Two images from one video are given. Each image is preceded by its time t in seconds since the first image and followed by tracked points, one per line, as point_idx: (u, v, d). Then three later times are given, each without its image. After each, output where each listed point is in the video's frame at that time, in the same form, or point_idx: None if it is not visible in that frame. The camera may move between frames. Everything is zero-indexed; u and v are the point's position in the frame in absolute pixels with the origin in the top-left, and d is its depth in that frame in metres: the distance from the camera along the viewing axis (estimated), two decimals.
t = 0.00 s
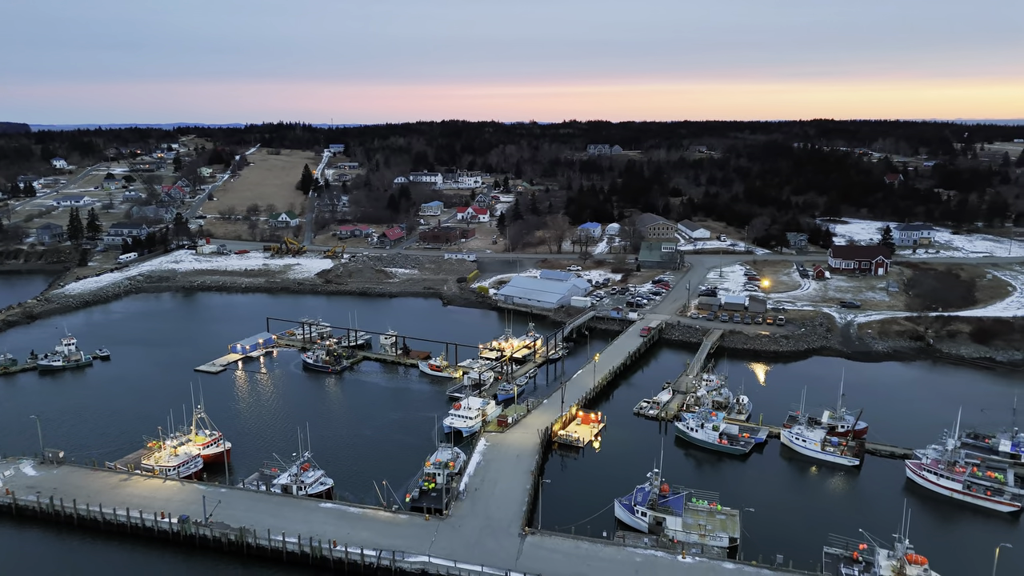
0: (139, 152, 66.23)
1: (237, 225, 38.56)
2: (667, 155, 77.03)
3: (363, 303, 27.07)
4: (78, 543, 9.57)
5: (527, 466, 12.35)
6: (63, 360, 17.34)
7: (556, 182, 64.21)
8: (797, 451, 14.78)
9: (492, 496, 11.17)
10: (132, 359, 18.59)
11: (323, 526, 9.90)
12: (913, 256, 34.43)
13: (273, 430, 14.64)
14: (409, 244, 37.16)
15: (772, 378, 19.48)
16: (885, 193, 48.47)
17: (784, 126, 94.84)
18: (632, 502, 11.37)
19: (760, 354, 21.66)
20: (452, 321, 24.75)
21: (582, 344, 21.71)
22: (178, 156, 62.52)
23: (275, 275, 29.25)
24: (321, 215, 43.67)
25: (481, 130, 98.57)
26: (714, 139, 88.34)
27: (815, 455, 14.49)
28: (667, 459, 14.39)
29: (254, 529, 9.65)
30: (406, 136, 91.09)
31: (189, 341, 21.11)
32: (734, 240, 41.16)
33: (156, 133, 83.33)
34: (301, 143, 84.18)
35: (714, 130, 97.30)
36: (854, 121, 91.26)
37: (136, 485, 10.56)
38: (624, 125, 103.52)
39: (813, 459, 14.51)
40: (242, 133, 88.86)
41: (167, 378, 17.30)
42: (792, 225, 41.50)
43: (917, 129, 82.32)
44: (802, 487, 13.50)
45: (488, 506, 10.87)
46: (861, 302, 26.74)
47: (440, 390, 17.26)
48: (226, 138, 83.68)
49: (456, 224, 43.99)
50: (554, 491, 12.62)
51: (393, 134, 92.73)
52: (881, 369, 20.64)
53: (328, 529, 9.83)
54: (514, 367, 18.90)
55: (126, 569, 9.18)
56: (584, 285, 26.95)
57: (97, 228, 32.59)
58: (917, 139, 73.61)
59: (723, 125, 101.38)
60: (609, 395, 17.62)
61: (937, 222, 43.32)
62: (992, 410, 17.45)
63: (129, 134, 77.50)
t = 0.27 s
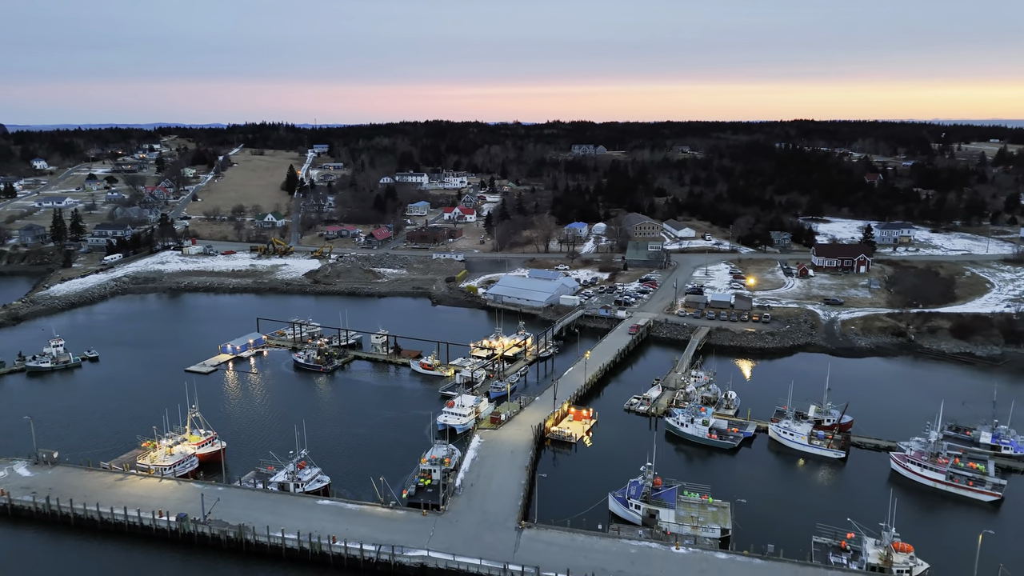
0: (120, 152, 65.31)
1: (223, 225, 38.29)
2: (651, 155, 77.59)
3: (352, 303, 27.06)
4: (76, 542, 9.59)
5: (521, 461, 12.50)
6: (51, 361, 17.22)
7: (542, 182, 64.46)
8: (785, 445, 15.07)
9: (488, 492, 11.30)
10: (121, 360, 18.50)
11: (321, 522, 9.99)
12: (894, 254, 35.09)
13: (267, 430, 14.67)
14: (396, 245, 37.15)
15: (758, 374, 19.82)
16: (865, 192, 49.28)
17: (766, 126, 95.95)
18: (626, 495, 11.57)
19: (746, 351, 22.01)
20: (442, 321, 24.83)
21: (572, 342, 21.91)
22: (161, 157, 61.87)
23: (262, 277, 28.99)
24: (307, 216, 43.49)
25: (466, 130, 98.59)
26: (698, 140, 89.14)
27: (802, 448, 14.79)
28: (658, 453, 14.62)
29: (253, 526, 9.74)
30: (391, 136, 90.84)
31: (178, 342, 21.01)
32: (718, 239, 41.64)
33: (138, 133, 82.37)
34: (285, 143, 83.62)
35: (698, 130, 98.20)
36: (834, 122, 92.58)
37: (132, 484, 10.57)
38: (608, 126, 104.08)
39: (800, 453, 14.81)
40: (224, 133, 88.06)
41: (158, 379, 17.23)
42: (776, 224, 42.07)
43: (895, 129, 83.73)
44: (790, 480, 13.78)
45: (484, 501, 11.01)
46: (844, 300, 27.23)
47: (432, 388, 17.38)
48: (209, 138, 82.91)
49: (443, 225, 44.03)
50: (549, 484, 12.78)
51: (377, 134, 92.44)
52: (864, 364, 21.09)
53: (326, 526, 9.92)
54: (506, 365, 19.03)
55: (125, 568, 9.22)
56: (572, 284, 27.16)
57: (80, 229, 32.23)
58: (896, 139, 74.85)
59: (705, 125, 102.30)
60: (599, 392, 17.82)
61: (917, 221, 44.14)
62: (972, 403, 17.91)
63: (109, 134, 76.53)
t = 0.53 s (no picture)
0: (102, 152, 64.52)
1: (210, 226, 38.02)
2: (636, 155, 78.10)
3: (342, 303, 27.04)
4: (75, 541, 9.60)
5: (516, 457, 12.65)
6: (41, 362, 17.16)
7: (529, 182, 64.65)
8: (774, 439, 15.36)
9: (484, 487, 11.43)
10: (112, 362, 18.42)
11: (320, 518, 10.08)
12: (876, 252, 35.70)
13: (262, 429, 14.71)
14: (385, 244, 37.13)
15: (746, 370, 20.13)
16: (848, 191, 50.01)
17: (749, 126, 96.94)
18: (620, 489, 11.80)
19: (734, 348, 22.33)
20: (432, 320, 24.91)
21: (563, 340, 22.09)
22: (144, 157, 61.24)
23: (251, 277, 28.89)
24: (294, 216, 43.29)
25: (452, 131, 98.55)
26: (682, 140, 89.87)
27: (791, 442, 15.09)
28: (651, 447, 14.83)
29: (252, 523, 9.81)
30: (376, 136, 90.57)
31: (168, 343, 20.92)
32: (704, 238, 42.08)
33: (119, 134, 81.41)
34: (269, 144, 83.03)
35: (682, 130, 98.97)
36: (816, 122, 93.77)
37: (129, 483, 10.59)
38: (593, 126, 104.57)
39: (789, 447, 15.11)
40: (208, 133, 87.26)
41: (149, 380, 17.18)
42: (761, 224, 42.61)
43: (875, 130, 84.98)
44: (780, 472, 14.05)
45: (481, 496, 11.14)
46: (828, 297, 27.70)
47: (424, 387, 17.48)
48: (192, 138, 82.14)
49: (430, 225, 44.06)
50: (544, 479, 12.93)
51: (362, 134, 92.12)
52: (849, 360, 21.49)
53: (325, 522, 10.01)
54: (497, 363, 19.15)
55: (125, 566, 9.25)
56: (562, 283, 27.37)
57: (65, 230, 31.91)
58: (876, 139, 75.98)
59: (689, 126, 103.11)
60: (591, 388, 18.01)
61: (898, 219, 44.89)
62: (954, 397, 18.35)
63: (91, 134, 75.60)
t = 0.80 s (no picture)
0: (86, 153, 63.82)
1: (198, 227, 37.77)
2: (623, 156, 78.51)
3: (333, 302, 27.02)
4: (74, 540, 9.62)
5: (512, 453, 12.78)
6: (32, 363, 17.11)
7: (517, 182, 64.80)
8: (764, 433, 15.63)
9: (482, 482, 11.56)
10: (104, 362, 18.35)
11: (320, 514, 10.17)
12: (860, 251, 36.26)
13: (258, 428, 14.77)
14: (374, 244, 37.10)
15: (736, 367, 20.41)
16: (832, 191, 50.66)
17: (734, 126, 97.79)
18: (615, 483, 11.96)
19: (723, 345, 22.63)
20: (424, 319, 24.99)
21: (554, 339, 22.27)
22: (129, 157, 60.63)
23: (241, 277, 28.77)
24: (283, 216, 43.08)
25: (439, 131, 98.44)
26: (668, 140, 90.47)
27: (780, 436, 15.36)
28: (644, 442, 15.02)
29: (253, 520, 9.87)
30: (363, 136, 90.29)
31: (159, 343, 20.83)
32: (692, 237, 42.46)
33: (103, 134, 80.50)
34: (255, 144, 82.45)
35: (668, 130, 99.64)
36: (800, 122, 94.81)
37: (128, 482, 10.62)
38: (579, 126, 104.98)
39: (779, 441, 15.38)
40: (193, 133, 86.54)
41: (142, 380, 17.13)
42: (747, 223, 43.07)
43: (858, 130, 86.07)
44: (770, 464, 14.32)
45: (479, 491, 11.27)
46: (815, 295, 28.12)
47: (418, 385, 17.58)
48: (177, 139, 81.41)
49: (420, 224, 44.06)
50: (541, 474, 13.07)
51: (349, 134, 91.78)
52: (836, 356, 21.86)
53: (326, 518, 10.10)
54: (490, 361, 19.28)
55: (126, 563, 9.30)
56: (553, 282, 27.56)
57: (51, 231, 31.61)
58: (859, 140, 76.97)
59: (675, 126, 103.79)
60: (583, 385, 18.19)
61: (881, 218, 45.56)
62: (938, 391, 18.77)
63: (74, 135, 74.73)
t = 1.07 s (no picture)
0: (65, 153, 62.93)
1: (182, 227, 37.45)
2: (607, 156, 78.97)
3: (321, 302, 26.98)
4: (69, 539, 9.62)
5: (505, 449, 12.92)
6: (19, 365, 17.06)
7: (502, 182, 64.93)
8: (751, 428, 15.93)
9: (476, 478, 11.69)
10: (91, 363, 18.27)
11: (316, 511, 10.25)
12: (841, 249, 36.89)
13: (250, 427, 14.79)
14: (361, 244, 37.03)
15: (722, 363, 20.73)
16: (812, 190, 51.42)
17: (716, 127, 98.76)
18: (607, 476, 12.16)
19: (709, 342, 22.96)
20: (412, 318, 25.05)
21: (543, 337, 22.45)
22: (109, 158, 59.87)
23: (227, 277, 28.60)
24: (267, 216, 42.81)
25: (422, 131, 98.26)
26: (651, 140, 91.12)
27: (766, 430, 15.67)
28: (634, 437, 15.23)
29: (249, 517, 9.94)
30: (347, 137, 89.91)
31: (146, 344, 20.70)
32: (676, 236, 42.91)
33: (82, 134, 79.38)
34: (236, 144, 81.68)
35: (651, 131, 100.37)
36: (780, 123, 96.00)
37: (122, 481, 10.62)
38: (563, 127, 105.39)
39: (765, 435, 15.69)
40: (174, 134, 85.62)
41: (131, 380, 17.05)
42: (731, 222, 43.61)
43: (837, 130, 87.34)
44: (757, 457, 14.61)
45: (473, 486, 11.40)
46: (798, 292, 28.60)
47: (409, 383, 17.67)
48: (158, 139, 80.49)
49: (406, 224, 44.03)
50: (533, 469, 13.23)
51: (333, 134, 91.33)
52: (819, 352, 22.30)
53: (322, 514, 10.19)
54: (480, 359, 19.41)
55: (123, 561, 9.33)
56: (540, 281, 27.75)
57: (33, 232, 31.21)
58: (838, 140, 78.11)
59: (658, 126, 104.56)
60: (572, 382, 18.39)
61: (861, 217, 46.34)
62: (918, 385, 19.24)
63: (52, 135, 73.62)
